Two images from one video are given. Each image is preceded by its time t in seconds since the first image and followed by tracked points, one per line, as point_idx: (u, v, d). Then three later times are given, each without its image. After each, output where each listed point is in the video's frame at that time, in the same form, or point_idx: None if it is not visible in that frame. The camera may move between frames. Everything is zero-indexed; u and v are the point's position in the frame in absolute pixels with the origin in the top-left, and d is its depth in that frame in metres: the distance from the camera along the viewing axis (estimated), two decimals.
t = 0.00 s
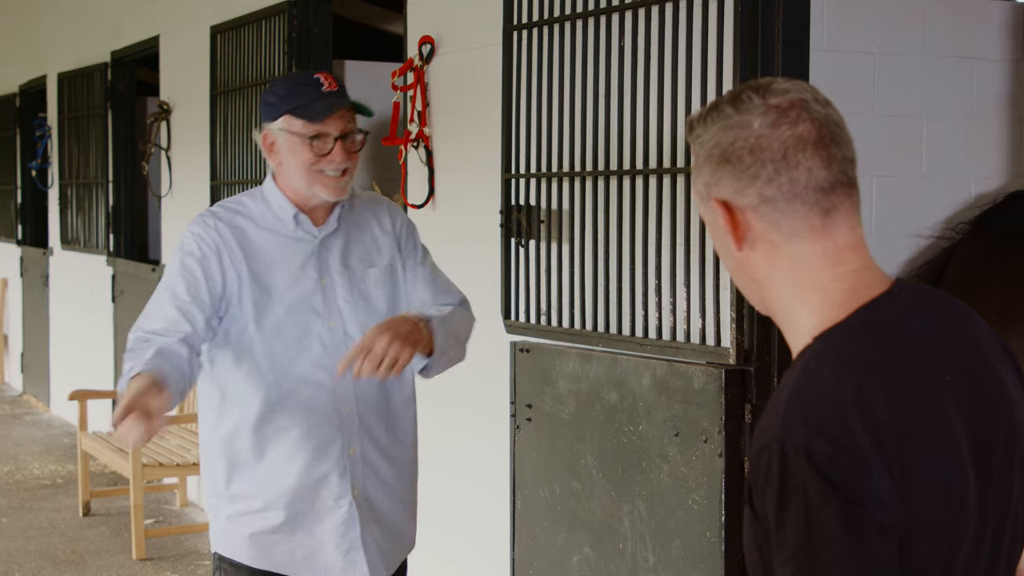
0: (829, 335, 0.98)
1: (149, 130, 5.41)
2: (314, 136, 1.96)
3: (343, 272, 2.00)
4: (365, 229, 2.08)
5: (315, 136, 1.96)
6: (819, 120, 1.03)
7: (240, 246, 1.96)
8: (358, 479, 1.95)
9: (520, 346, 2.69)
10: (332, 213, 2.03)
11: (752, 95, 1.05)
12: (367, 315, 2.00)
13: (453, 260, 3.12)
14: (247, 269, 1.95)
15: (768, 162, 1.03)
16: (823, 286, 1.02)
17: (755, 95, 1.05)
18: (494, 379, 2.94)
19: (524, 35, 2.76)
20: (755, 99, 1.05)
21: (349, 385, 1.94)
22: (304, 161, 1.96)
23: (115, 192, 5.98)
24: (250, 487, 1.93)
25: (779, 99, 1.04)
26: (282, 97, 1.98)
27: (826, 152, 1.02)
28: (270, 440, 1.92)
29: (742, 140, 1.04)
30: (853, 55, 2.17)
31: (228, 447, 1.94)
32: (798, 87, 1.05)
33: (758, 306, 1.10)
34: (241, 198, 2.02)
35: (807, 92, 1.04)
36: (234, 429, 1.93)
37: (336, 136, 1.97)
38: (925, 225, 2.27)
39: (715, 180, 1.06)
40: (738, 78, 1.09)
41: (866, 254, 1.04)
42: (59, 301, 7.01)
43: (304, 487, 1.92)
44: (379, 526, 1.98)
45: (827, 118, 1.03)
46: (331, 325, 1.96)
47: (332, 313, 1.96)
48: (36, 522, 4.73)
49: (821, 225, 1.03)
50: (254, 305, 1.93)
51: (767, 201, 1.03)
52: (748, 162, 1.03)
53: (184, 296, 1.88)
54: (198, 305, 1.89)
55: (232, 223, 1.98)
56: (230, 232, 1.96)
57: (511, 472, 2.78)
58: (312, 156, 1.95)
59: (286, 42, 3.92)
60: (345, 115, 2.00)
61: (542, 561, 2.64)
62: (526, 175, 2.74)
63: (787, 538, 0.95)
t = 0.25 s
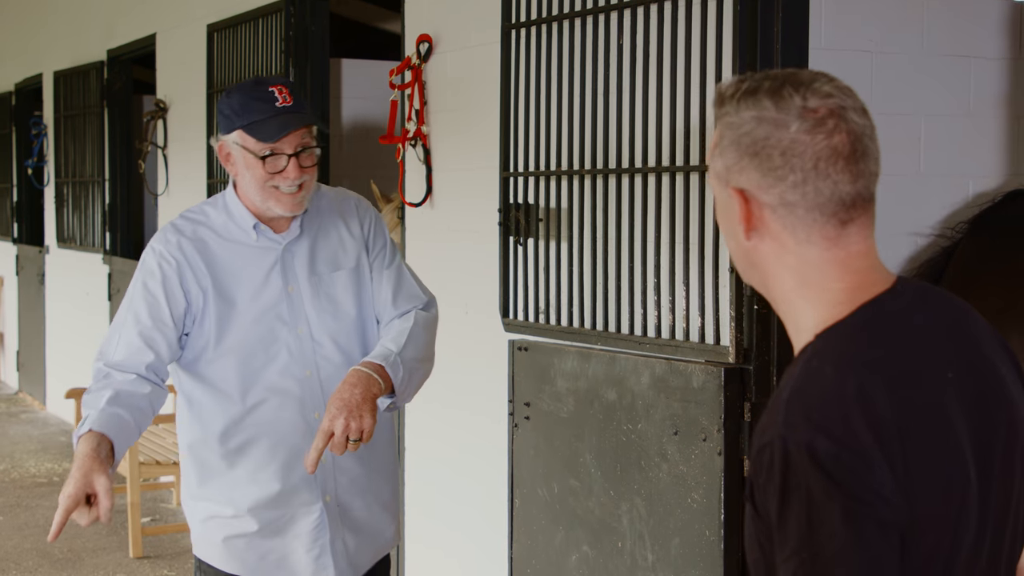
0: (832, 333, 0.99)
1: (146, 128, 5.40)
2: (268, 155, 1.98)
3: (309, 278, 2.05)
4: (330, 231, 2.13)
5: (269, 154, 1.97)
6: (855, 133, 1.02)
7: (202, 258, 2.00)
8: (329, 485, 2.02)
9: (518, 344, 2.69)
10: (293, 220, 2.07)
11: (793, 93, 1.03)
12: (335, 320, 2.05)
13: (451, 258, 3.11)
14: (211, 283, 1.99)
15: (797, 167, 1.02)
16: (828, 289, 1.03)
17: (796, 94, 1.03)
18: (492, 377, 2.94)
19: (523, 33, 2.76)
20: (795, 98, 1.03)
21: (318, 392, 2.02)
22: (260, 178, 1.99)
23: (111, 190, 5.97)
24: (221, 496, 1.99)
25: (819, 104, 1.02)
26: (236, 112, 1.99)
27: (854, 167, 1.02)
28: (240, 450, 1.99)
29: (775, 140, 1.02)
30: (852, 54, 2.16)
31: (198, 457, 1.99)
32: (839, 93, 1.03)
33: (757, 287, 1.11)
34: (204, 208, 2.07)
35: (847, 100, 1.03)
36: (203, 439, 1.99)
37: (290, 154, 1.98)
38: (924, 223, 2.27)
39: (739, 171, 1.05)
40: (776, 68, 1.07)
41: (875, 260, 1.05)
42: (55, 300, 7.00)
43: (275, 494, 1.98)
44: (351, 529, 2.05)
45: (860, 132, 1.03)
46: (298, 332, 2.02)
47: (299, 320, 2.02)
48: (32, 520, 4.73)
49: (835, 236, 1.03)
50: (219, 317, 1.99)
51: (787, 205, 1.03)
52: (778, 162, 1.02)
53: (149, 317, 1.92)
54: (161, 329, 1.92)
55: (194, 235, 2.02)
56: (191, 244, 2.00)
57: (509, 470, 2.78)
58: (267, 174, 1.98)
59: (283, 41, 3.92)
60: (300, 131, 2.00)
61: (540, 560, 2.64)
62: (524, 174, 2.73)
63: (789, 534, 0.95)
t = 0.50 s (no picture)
0: (841, 335, 0.99)
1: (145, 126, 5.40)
2: (247, 151, 1.99)
3: (294, 276, 2.05)
4: (315, 228, 2.13)
5: (248, 151, 1.99)
6: (846, 127, 1.03)
7: (184, 256, 2.00)
8: (317, 484, 2.02)
9: (519, 343, 2.69)
10: (278, 219, 2.07)
11: (781, 94, 1.04)
12: (320, 318, 2.05)
13: (451, 257, 3.12)
14: (195, 282, 1.99)
15: (793, 165, 1.02)
16: (834, 290, 1.03)
17: (785, 93, 1.04)
18: (492, 376, 2.94)
19: (523, 33, 2.76)
20: (783, 98, 1.04)
21: (303, 390, 2.01)
22: (240, 176, 2.00)
23: (110, 188, 5.97)
24: (208, 496, 1.99)
25: (808, 102, 1.03)
26: (215, 110, 2.01)
27: (849, 160, 1.03)
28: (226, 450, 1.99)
29: (767, 140, 1.03)
30: (853, 55, 2.17)
31: (185, 457, 2.00)
32: (827, 90, 1.04)
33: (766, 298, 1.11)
34: (187, 209, 2.08)
35: (835, 96, 1.04)
36: (190, 439, 1.99)
37: (269, 150, 1.99)
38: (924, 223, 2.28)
39: (735, 177, 1.06)
40: (762, 72, 1.08)
41: (878, 256, 1.05)
42: (54, 298, 7.00)
43: (262, 494, 1.99)
44: (340, 529, 2.05)
45: (852, 125, 1.04)
46: (282, 331, 2.01)
47: (284, 318, 2.02)
48: (31, 518, 4.73)
49: (838, 232, 1.03)
50: (205, 317, 1.99)
51: (786, 205, 1.03)
52: (772, 164, 1.03)
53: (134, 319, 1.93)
54: (148, 330, 1.93)
55: (178, 235, 2.03)
56: (174, 243, 2.01)
57: (509, 469, 2.78)
58: (247, 171, 1.99)
59: (283, 39, 3.92)
60: (279, 127, 2.02)
61: (540, 559, 2.64)
62: (525, 173, 2.73)
63: (802, 538, 0.95)
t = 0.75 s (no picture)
0: (844, 334, 1.00)
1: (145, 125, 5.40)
2: (245, 150, 2.00)
3: (292, 276, 2.05)
4: (314, 229, 2.13)
5: (246, 150, 2.00)
6: (862, 135, 1.03)
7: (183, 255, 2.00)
8: (315, 484, 2.02)
9: (520, 343, 2.70)
10: (276, 219, 2.08)
11: (798, 97, 1.04)
12: (319, 318, 2.05)
13: (452, 256, 3.12)
14: (194, 282, 1.99)
15: (807, 171, 1.03)
16: (838, 292, 1.04)
17: (802, 97, 1.04)
18: (493, 375, 2.94)
19: (525, 32, 2.76)
20: (800, 101, 1.04)
21: (302, 388, 2.02)
22: (238, 175, 2.01)
23: (110, 187, 5.97)
24: (207, 496, 1.99)
25: (825, 107, 1.03)
26: (213, 108, 2.02)
27: (863, 169, 1.03)
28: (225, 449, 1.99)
29: (783, 143, 1.04)
30: (855, 55, 2.17)
31: (184, 456, 2.00)
32: (845, 96, 1.04)
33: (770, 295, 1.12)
34: (186, 208, 2.07)
35: (852, 102, 1.04)
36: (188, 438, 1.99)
37: (267, 149, 2.01)
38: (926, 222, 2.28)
39: (746, 177, 1.06)
40: (780, 72, 1.08)
41: (885, 260, 1.05)
42: (53, 297, 7.00)
43: (260, 493, 1.99)
44: (338, 528, 2.05)
45: (866, 132, 1.04)
46: (281, 330, 2.02)
47: (282, 318, 2.02)
48: (31, 517, 4.73)
49: (846, 237, 1.04)
50: (203, 316, 1.99)
51: (796, 208, 1.04)
52: (786, 167, 1.03)
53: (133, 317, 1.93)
54: (146, 329, 1.92)
55: (176, 235, 2.03)
56: (173, 243, 2.01)
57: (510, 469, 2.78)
58: (245, 170, 2.00)
59: (284, 38, 3.92)
60: (277, 126, 2.03)
61: (542, 558, 2.65)
62: (527, 172, 2.73)
63: (806, 535, 0.96)
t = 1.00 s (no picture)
0: (856, 334, 1.00)
1: (145, 125, 5.40)
2: (251, 149, 2.00)
3: (295, 278, 2.06)
4: (318, 230, 2.13)
5: (252, 148, 2.00)
6: (879, 139, 1.03)
7: (186, 255, 2.00)
8: (317, 486, 2.03)
9: (521, 343, 2.70)
10: (280, 221, 2.08)
11: (818, 99, 1.05)
12: (321, 321, 2.05)
13: (452, 255, 3.13)
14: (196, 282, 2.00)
15: (822, 173, 1.03)
16: (848, 289, 1.04)
17: (821, 99, 1.05)
18: (494, 374, 2.95)
19: (526, 33, 2.77)
20: (819, 104, 1.04)
21: (304, 392, 2.02)
22: (243, 174, 2.01)
23: (109, 187, 5.98)
24: (207, 497, 1.99)
25: (842, 110, 1.04)
26: (220, 107, 2.02)
27: (877, 173, 1.03)
28: (225, 450, 1.99)
29: (800, 145, 1.04)
30: (856, 55, 2.17)
31: (184, 456, 2.00)
32: (864, 100, 1.04)
33: (782, 288, 1.13)
34: (190, 208, 2.08)
35: (871, 107, 1.04)
36: (188, 439, 1.99)
37: (273, 148, 2.01)
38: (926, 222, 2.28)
39: (760, 175, 1.07)
40: (801, 71, 1.08)
41: (897, 262, 1.06)
42: (52, 296, 7.01)
43: (261, 494, 1.99)
44: (338, 530, 2.05)
45: (883, 137, 1.04)
46: (283, 333, 2.02)
47: (285, 320, 2.03)
48: (30, 516, 4.73)
49: (857, 238, 1.04)
50: (205, 317, 2.00)
51: (809, 210, 1.04)
52: (801, 168, 1.04)
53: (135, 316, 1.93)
54: (149, 333, 1.93)
55: (180, 234, 2.03)
56: (176, 242, 2.01)
57: (511, 468, 2.79)
58: (250, 169, 2.00)
59: (284, 39, 3.92)
60: (283, 125, 2.03)
61: (543, 557, 2.65)
62: (528, 172, 2.74)
63: (812, 533, 0.96)
